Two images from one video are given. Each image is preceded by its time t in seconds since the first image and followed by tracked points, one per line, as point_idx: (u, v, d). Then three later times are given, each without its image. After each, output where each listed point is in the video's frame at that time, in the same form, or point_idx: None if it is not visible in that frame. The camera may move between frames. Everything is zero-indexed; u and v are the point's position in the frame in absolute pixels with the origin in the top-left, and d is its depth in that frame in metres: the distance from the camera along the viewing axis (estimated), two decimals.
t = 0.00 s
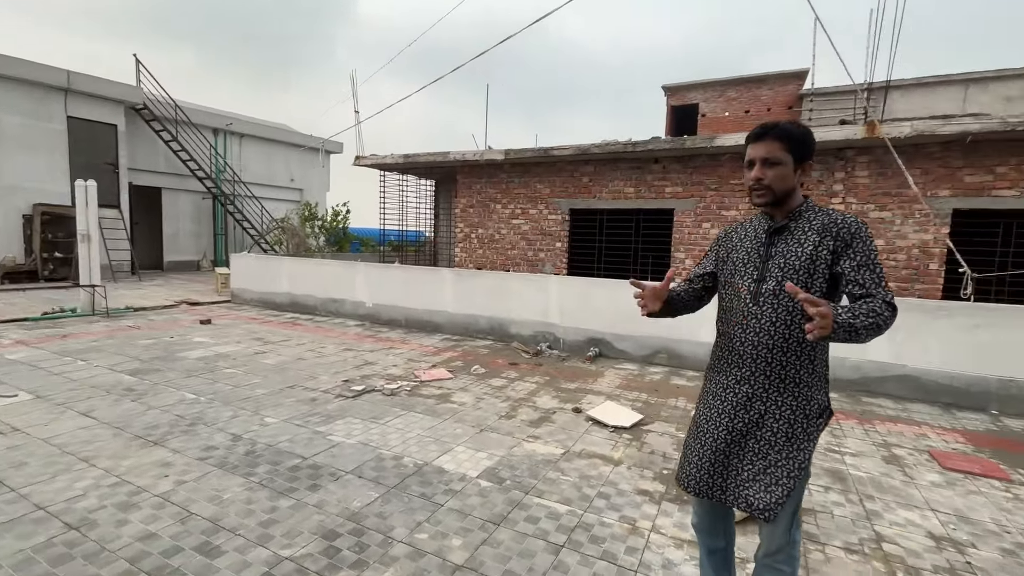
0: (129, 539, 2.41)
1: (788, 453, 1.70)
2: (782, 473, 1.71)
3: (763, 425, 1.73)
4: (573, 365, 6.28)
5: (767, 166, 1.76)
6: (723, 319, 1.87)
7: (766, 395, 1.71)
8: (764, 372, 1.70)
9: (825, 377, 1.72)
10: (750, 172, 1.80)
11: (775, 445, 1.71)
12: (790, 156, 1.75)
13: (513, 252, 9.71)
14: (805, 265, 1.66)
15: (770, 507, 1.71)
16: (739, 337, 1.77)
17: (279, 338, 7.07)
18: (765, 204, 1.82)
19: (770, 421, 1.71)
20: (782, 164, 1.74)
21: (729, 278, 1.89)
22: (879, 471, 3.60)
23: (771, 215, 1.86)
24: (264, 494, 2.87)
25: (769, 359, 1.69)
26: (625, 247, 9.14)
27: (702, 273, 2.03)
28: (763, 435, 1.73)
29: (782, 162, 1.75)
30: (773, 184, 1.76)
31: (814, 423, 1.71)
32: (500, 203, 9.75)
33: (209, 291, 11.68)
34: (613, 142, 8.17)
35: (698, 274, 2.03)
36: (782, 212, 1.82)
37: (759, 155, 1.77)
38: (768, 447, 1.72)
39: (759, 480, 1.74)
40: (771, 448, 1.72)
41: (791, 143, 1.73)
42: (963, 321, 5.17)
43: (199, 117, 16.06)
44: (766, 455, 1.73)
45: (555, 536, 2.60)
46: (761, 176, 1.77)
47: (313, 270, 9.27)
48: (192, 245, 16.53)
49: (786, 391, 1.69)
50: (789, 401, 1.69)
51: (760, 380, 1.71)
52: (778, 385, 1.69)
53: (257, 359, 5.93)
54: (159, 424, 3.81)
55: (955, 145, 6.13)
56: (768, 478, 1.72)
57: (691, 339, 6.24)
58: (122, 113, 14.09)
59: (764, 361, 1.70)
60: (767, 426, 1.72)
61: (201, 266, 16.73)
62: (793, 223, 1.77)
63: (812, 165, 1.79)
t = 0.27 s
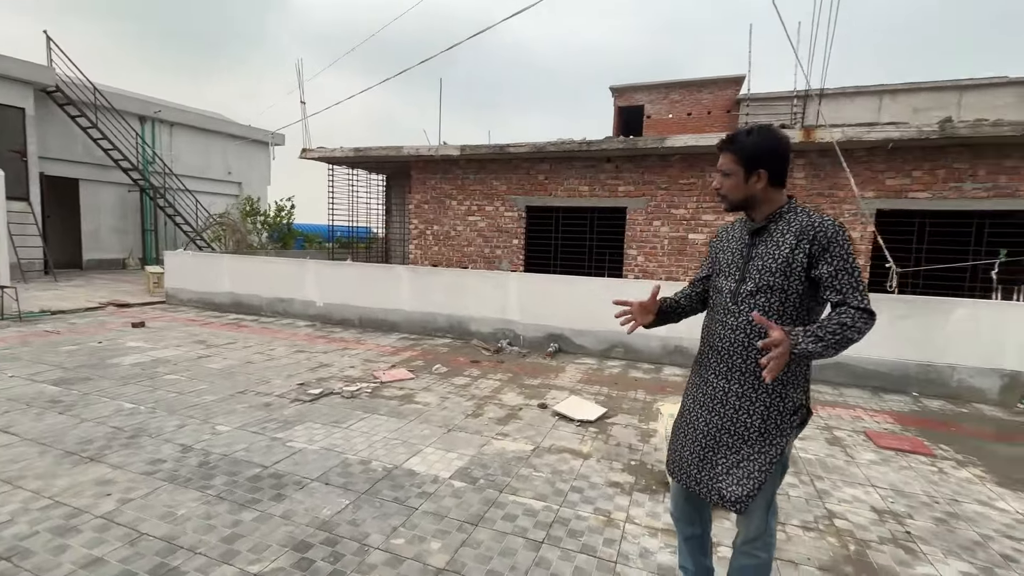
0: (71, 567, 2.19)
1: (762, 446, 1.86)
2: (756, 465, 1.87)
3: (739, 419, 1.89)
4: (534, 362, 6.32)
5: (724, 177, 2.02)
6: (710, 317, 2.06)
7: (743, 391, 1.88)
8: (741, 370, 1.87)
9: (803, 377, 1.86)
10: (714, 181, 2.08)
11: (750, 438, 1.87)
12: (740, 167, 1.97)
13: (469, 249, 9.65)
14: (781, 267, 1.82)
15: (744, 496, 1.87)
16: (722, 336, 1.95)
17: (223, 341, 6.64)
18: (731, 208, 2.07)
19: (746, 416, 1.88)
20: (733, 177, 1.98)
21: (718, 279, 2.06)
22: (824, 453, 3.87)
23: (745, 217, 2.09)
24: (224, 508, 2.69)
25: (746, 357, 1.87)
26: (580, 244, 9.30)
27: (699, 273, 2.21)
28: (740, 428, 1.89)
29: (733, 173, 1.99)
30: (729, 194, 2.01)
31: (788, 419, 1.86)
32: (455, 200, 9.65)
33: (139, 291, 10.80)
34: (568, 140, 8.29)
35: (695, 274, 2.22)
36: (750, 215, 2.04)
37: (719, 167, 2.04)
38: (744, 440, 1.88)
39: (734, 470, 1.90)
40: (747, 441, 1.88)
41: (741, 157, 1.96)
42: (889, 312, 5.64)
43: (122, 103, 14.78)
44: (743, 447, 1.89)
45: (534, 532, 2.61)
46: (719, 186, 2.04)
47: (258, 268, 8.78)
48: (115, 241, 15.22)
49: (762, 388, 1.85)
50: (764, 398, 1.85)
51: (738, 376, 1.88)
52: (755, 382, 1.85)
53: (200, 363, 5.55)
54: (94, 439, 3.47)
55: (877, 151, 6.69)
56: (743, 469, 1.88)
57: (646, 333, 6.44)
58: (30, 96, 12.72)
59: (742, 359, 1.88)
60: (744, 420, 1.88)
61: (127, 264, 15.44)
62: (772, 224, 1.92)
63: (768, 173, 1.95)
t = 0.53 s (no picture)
0: None
1: (732, 434, 2.04)
2: (726, 452, 2.04)
3: (712, 409, 2.08)
4: (500, 360, 6.34)
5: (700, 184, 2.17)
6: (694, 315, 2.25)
7: (716, 383, 2.07)
8: (714, 363, 2.07)
9: (773, 372, 2.03)
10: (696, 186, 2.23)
11: (722, 427, 2.06)
12: (712, 174, 2.10)
13: (429, 247, 9.52)
14: (753, 266, 1.95)
15: (714, 480, 2.05)
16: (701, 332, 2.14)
17: (167, 345, 6.22)
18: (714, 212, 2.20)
19: (718, 406, 2.06)
20: (706, 184, 2.12)
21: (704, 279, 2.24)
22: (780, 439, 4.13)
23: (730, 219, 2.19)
24: (191, 523, 2.53)
25: (719, 352, 2.06)
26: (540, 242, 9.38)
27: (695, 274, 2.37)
28: (713, 417, 2.08)
29: (706, 180, 2.13)
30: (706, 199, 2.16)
31: (757, 411, 2.03)
32: (414, 196, 9.48)
33: (64, 293, 9.90)
34: (529, 139, 8.33)
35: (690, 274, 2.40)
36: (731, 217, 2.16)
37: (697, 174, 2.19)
38: (716, 429, 2.07)
39: (706, 456, 2.09)
40: (718, 429, 2.07)
41: (712, 166, 2.09)
42: (831, 306, 6.06)
43: (39, 86, 13.48)
44: (715, 435, 2.07)
45: (520, 530, 2.63)
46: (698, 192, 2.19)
47: (203, 268, 8.27)
48: (33, 238, 13.86)
49: (733, 381, 2.03)
50: (734, 390, 2.03)
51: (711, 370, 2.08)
52: (725, 375, 2.04)
53: (145, 370, 5.17)
54: (31, 456, 3.17)
55: (817, 156, 7.16)
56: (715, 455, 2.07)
57: (608, 328, 6.60)
58: None
59: (716, 354, 2.07)
60: (715, 410, 2.07)
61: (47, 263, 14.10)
62: (750, 224, 2.07)
63: (739, 181, 2.05)
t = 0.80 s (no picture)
0: None
1: (699, 424, 2.14)
2: (694, 441, 2.14)
3: (680, 400, 2.19)
4: (467, 359, 6.31)
5: (682, 183, 2.21)
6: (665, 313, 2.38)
7: (683, 374, 2.19)
8: (681, 356, 2.19)
9: (737, 364, 2.14)
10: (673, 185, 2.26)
11: (689, 417, 2.16)
12: (698, 174, 2.16)
13: (389, 245, 9.33)
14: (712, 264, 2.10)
15: (683, 469, 2.14)
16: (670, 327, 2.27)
17: (107, 351, 5.78)
18: (688, 212, 2.26)
19: (685, 396, 2.18)
20: (690, 182, 2.17)
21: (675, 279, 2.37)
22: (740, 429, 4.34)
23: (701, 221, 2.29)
24: (156, 541, 2.38)
25: (684, 344, 2.18)
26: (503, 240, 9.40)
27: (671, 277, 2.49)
28: (681, 408, 2.19)
29: (690, 179, 2.18)
30: (687, 198, 2.21)
31: (722, 401, 2.13)
32: (374, 193, 9.26)
33: None
34: (492, 137, 8.32)
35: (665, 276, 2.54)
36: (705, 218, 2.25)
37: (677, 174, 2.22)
38: (684, 419, 2.17)
39: (675, 446, 2.19)
40: (686, 419, 2.17)
41: (699, 164, 2.15)
42: (781, 302, 6.42)
43: None
44: (683, 425, 2.18)
45: (504, 529, 2.64)
46: (678, 191, 2.23)
47: (145, 268, 7.74)
48: None
49: (697, 372, 2.15)
50: (700, 380, 2.15)
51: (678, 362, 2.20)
52: (691, 366, 2.16)
53: (84, 379, 4.78)
54: None
55: (765, 159, 7.55)
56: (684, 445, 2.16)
57: (573, 326, 6.71)
58: None
59: (682, 346, 2.19)
60: (683, 401, 2.18)
61: None
62: (715, 226, 2.20)
63: (723, 181, 2.15)
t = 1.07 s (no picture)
0: None
1: (668, 409, 2.20)
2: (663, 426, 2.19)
3: (647, 387, 2.26)
4: (434, 358, 6.21)
5: (671, 170, 2.27)
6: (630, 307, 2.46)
7: (649, 362, 2.26)
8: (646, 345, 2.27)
9: (699, 350, 2.22)
10: (659, 173, 2.29)
11: (658, 403, 2.22)
12: (688, 163, 2.28)
13: (349, 243, 9.05)
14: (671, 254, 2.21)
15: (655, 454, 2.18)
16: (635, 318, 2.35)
17: (39, 358, 5.30)
18: (668, 201, 2.33)
19: (652, 383, 2.24)
20: (683, 170, 2.26)
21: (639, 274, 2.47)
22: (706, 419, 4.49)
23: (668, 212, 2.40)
24: (113, 561, 2.20)
25: (649, 333, 2.26)
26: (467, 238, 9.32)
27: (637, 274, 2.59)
28: (649, 395, 2.25)
29: (681, 167, 2.27)
30: (676, 186, 2.28)
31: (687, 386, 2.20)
32: (332, 189, 8.95)
33: None
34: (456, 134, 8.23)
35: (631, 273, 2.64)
36: (677, 209, 2.37)
37: (665, 161, 2.27)
38: (653, 405, 2.23)
39: (646, 432, 2.24)
40: (655, 406, 2.23)
41: (689, 154, 2.27)
42: (738, 297, 6.70)
43: None
44: (652, 412, 2.23)
45: (487, 528, 2.61)
46: (667, 178, 2.28)
47: (80, 267, 7.16)
48: None
49: (662, 359, 2.23)
50: (665, 367, 2.22)
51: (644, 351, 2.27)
52: (656, 354, 2.24)
53: (14, 388, 4.36)
54: None
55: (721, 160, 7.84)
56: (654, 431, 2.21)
57: (540, 323, 6.73)
58: None
59: (647, 335, 2.27)
60: (651, 387, 2.25)
61: None
62: (677, 220, 2.31)
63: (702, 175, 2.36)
